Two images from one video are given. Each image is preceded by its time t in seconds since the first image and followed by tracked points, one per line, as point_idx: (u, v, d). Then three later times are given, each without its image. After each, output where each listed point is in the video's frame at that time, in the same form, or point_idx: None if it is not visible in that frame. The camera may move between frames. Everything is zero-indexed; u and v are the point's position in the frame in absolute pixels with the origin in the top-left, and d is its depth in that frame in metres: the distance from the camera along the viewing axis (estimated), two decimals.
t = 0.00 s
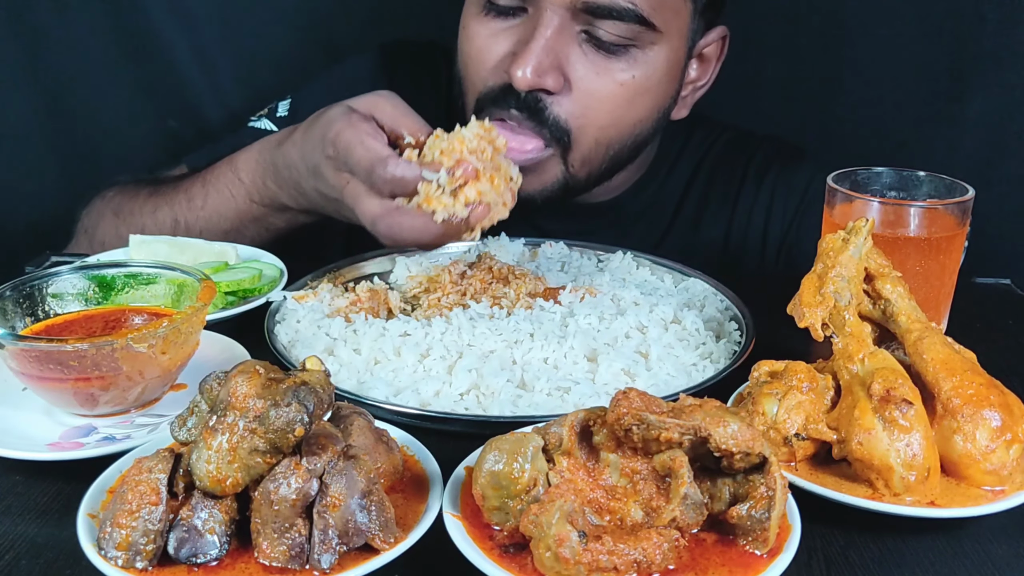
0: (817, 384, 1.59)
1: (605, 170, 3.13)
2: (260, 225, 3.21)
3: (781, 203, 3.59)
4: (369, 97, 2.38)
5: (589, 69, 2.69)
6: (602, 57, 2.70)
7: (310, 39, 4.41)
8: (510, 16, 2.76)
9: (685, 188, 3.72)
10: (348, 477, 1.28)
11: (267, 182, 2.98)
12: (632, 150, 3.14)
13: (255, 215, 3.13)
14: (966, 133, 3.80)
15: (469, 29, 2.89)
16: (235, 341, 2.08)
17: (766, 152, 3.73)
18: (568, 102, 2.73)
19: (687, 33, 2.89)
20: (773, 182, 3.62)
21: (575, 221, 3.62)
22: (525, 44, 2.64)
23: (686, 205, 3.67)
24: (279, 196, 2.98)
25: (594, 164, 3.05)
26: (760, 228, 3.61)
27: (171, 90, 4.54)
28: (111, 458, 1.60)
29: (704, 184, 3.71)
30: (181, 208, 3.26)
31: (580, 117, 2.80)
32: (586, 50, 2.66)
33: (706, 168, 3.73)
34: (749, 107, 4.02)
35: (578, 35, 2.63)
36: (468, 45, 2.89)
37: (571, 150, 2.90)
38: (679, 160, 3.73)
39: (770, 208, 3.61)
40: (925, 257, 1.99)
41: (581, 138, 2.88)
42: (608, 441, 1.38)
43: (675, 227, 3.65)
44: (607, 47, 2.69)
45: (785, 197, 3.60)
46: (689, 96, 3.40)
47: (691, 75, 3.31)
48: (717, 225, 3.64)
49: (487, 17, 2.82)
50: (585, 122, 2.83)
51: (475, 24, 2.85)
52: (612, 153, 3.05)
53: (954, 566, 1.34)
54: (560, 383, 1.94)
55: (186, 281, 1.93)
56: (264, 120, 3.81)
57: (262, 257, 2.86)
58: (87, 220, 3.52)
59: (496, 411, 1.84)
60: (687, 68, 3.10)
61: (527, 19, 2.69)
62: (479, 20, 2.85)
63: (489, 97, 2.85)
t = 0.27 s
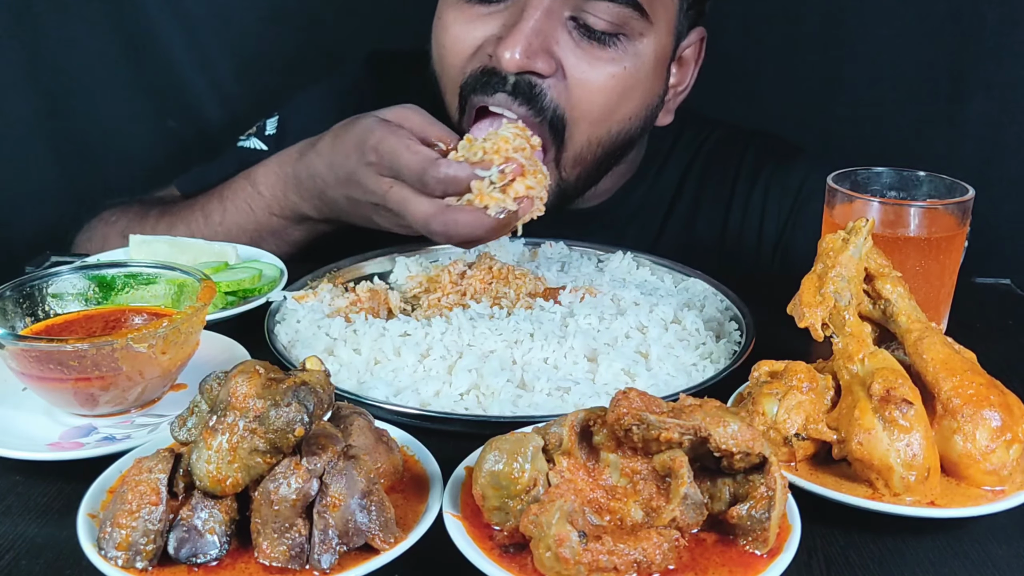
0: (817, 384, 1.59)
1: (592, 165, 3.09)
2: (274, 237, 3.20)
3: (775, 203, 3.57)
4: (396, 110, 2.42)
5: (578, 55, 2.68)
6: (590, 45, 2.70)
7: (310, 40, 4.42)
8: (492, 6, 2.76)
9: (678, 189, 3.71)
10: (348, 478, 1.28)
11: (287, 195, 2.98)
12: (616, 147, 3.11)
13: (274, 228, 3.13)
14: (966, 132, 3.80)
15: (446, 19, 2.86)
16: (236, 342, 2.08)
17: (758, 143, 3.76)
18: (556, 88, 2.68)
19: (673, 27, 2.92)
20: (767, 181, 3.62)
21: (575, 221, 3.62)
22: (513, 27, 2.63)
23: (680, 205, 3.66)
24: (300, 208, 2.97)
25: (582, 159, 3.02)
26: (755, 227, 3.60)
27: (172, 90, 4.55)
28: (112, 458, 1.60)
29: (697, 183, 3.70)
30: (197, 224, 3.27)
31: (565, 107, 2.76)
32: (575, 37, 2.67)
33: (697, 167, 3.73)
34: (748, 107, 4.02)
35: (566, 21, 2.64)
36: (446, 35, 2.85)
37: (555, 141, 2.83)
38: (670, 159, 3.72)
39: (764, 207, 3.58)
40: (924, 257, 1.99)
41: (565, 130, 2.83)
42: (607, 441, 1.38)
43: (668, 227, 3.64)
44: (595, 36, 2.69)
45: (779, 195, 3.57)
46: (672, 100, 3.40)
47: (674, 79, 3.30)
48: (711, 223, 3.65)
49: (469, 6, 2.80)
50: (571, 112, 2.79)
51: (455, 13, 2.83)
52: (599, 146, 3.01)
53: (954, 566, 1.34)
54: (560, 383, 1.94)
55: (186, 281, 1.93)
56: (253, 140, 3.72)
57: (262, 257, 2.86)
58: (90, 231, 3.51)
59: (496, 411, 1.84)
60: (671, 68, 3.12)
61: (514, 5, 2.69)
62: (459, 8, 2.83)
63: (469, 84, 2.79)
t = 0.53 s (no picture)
0: (817, 384, 1.59)
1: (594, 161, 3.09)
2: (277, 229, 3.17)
3: (770, 200, 3.58)
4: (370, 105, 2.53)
5: (576, 48, 2.67)
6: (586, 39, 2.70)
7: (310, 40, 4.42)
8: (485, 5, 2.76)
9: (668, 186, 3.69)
10: (348, 478, 1.28)
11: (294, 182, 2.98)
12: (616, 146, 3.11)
13: (278, 217, 3.11)
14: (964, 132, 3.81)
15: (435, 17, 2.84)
16: (236, 342, 2.07)
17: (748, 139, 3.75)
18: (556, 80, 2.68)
19: (667, 18, 2.92)
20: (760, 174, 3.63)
21: (574, 221, 3.61)
22: (508, 22, 2.63)
23: (671, 200, 3.65)
24: (308, 194, 2.97)
25: (588, 154, 3.02)
26: (749, 224, 3.60)
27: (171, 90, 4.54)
28: (112, 458, 1.60)
29: (687, 178, 3.69)
30: (201, 215, 3.25)
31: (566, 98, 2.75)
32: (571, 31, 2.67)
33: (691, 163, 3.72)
34: (748, 107, 4.02)
35: (562, 16, 2.65)
36: (434, 32, 2.83)
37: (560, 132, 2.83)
38: (660, 157, 3.70)
39: (759, 204, 3.58)
40: (925, 257, 1.99)
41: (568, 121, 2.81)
42: (607, 441, 1.38)
43: (658, 226, 3.62)
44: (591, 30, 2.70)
45: (773, 186, 3.58)
46: (670, 93, 3.39)
47: (669, 73, 3.30)
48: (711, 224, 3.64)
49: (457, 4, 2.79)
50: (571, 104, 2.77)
51: (443, 11, 2.81)
52: (601, 138, 3.00)
53: (954, 566, 1.34)
54: (561, 383, 1.94)
55: (186, 281, 1.92)
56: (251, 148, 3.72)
57: (262, 257, 2.86)
58: (87, 233, 3.47)
59: (496, 411, 1.84)
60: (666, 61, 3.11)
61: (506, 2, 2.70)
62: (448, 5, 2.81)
63: (464, 79, 2.76)
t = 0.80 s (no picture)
0: (817, 384, 1.59)
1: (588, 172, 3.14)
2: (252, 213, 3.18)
3: (770, 199, 3.58)
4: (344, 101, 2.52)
5: (577, 67, 2.68)
6: (588, 56, 2.70)
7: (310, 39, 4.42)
8: (489, 16, 2.74)
9: (670, 185, 3.68)
10: (347, 478, 1.28)
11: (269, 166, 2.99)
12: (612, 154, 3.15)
13: (252, 200, 3.12)
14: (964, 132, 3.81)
15: (441, 29, 2.83)
16: (235, 342, 2.08)
17: (748, 135, 3.74)
18: (555, 100, 2.72)
19: (670, 32, 2.91)
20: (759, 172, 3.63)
21: (574, 221, 3.61)
22: (511, 40, 2.62)
23: (674, 198, 3.65)
24: (280, 179, 2.97)
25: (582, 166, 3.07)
26: (750, 225, 3.60)
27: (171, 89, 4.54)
28: (112, 458, 1.60)
29: (689, 177, 3.68)
30: (178, 189, 3.27)
31: (564, 116, 2.79)
32: (573, 49, 2.66)
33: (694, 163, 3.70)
34: (748, 107, 4.02)
35: (565, 34, 2.63)
36: (440, 43, 2.83)
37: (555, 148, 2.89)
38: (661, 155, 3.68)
39: (759, 205, 3.58)
40: (925, 257, 1.99)
41: (565, 138, 2.87)
42: (607, 441, 1.38)
43: (661, 226, 3.63)
44: (593, 46, 2.69)
45: (772, 185, 3.59)
46: (667, 100, 3.39)
47: (668, 80, 3.30)
48: (712, 225, 3.64)
49: (462, 15, 2.77)
50: (569, 122, 2.81)
51: (449, 22, 2.80)
52: (594, 153, 3.03)
53: (954, 566, 1.34)
54: (561, 383, 1.94)
55: (186, 281, 1.93)
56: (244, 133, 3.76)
57: (262, 257, 2.86)
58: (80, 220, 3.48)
59: (496, 411, 1.84)
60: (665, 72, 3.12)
61: (510, 16, 2.68)
62: (453, 16, 2.80)
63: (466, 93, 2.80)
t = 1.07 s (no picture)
0: (817, 384, 1.59)
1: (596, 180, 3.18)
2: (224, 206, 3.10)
3: (772, 198, 3.57)
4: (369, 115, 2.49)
5: (588, 83, 2.68)
6: (598, 71, 2.70)
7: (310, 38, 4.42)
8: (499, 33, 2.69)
9: (674, 184, 3.68)
10: (347, 478, 1.28)
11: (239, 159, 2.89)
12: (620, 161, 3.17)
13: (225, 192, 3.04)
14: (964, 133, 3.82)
15: (452, 45, 2.81)
16: (235, 342, 2.08)
17: (750, 134, 3.74)
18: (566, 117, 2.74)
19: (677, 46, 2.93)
20: (761, 176, 3.62)
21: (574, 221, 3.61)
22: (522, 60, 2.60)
23: (678, 199, 3.64)
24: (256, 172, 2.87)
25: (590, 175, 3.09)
26: (752, 226, 3.60)
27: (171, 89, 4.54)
28: (112, 459, 1.60)
29: (693, 178, 3.67)
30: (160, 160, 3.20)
31: (574, 131, 2.81)
32: (584, 66, 2.66)
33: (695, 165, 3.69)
34: (748, 107, 4.02)
35: (576, 51, 2.61)
36: (452, 60, 2.81)
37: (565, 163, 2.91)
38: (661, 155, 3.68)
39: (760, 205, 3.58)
40: (925, 258, 1.99)
41: (575, 151, 2.89)
42: (607, 441, 1.38)
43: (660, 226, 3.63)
44: (603, 61, 2.69)
45: (773, 185, 3.59)
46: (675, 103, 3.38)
47: (676, 83, 3.29)
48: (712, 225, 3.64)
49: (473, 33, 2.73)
50: (579, 136, 2.83)
51: (460, 39, 2.78)
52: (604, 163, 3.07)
53: (954, 566, 1.34)
54: (561, 383, 1.94)
55: (187, 281, 1.93)
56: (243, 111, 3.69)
57: (261, 256, 2.86)
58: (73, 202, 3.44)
59: (496, 411, 1.84)
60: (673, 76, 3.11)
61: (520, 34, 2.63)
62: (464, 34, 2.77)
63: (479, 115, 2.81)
